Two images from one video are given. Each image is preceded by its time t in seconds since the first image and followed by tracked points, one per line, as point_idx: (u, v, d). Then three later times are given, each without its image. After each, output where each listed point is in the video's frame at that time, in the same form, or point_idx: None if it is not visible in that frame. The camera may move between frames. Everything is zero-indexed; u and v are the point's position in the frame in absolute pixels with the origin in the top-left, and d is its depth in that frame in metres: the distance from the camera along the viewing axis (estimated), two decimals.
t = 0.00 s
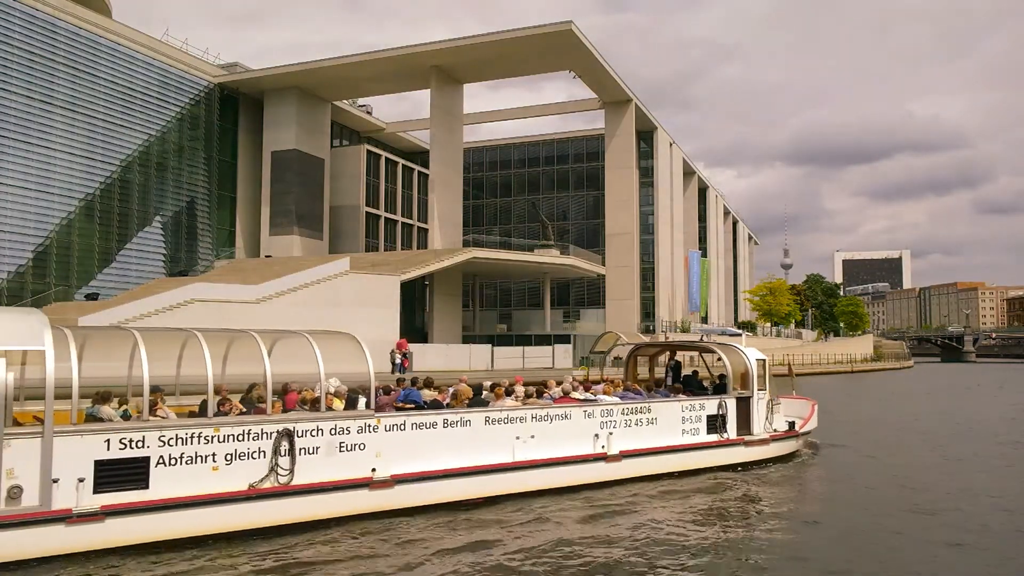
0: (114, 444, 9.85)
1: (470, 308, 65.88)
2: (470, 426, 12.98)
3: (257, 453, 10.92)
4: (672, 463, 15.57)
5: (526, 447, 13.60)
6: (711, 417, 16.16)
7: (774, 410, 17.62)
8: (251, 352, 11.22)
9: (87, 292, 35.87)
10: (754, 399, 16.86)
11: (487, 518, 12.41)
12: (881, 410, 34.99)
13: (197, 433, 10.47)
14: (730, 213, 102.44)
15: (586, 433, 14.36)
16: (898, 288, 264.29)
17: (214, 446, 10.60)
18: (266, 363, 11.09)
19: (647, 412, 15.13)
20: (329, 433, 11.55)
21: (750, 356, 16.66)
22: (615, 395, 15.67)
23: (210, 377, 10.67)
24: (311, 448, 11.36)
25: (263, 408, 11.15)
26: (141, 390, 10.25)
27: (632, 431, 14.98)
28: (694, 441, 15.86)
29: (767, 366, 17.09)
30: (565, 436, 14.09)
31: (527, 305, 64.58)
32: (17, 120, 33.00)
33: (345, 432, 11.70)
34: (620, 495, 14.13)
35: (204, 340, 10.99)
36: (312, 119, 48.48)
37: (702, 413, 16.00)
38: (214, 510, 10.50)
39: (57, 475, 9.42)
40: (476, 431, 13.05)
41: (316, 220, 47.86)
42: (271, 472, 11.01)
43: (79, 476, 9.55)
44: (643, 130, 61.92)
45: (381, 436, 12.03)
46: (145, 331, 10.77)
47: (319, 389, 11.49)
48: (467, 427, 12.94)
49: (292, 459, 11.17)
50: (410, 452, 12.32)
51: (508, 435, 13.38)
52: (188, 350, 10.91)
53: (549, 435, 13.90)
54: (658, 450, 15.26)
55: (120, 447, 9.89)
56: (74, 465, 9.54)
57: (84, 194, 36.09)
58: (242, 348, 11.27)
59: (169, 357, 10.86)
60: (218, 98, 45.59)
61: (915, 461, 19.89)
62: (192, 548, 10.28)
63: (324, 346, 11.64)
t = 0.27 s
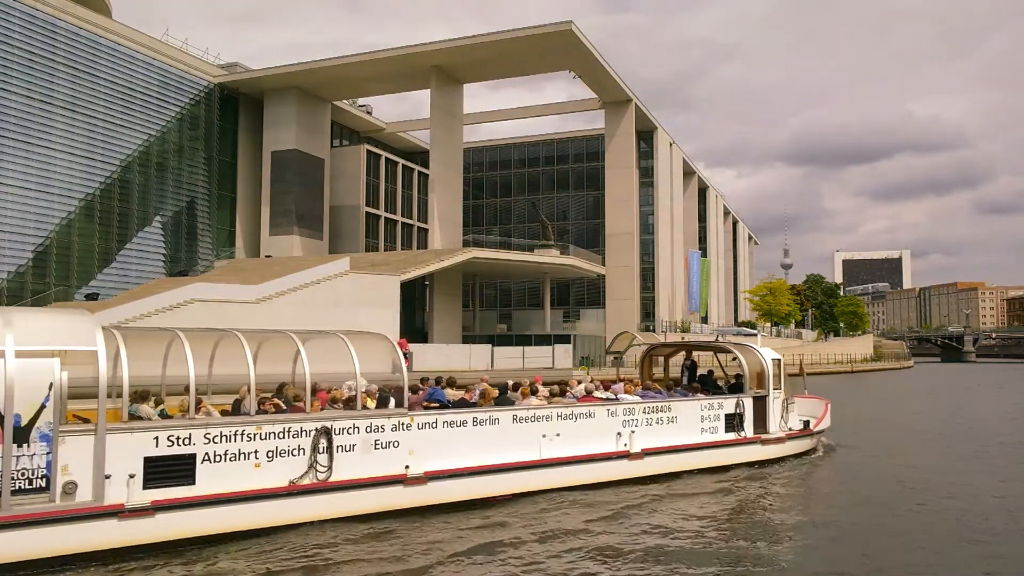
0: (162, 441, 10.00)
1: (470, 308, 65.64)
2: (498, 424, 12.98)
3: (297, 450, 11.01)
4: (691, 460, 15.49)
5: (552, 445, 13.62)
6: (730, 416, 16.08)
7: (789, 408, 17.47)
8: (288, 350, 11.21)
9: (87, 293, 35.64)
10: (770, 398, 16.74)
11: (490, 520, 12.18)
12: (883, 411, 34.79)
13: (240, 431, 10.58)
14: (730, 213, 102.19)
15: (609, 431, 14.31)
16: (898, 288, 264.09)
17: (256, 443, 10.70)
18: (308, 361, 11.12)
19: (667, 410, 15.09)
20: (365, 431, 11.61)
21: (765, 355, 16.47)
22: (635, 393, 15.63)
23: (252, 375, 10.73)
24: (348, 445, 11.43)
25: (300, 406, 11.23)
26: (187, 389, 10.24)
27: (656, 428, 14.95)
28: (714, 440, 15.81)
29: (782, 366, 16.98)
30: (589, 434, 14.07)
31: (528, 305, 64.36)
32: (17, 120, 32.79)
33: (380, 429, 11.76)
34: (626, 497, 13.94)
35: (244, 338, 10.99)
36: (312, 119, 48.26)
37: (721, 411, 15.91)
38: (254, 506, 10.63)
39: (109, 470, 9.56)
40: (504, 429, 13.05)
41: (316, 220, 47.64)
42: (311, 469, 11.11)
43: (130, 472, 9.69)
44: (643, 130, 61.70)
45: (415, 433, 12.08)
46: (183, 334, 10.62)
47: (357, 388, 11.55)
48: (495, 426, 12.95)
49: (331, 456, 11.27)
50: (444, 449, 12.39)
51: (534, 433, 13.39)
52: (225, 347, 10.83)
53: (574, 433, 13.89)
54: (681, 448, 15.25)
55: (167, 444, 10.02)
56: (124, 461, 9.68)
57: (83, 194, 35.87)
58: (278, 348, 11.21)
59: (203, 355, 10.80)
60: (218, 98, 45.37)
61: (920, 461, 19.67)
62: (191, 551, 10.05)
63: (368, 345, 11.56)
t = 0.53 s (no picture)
0: (207, 438, 10.53)
1: (469, 308, 65.71)
2: (525, 423, 13.44)
3: (335, 448, 11.55)
4: (711, 459, 15.74)
5: (578, 443, 14.02)
6: (746, 414, 16.27)
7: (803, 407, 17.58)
8: (324, 349, 11.63)
9: (87, 293, 35.75)
10: (785, 397, 16.89)
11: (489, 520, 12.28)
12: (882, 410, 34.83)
13: (283, 429, 11.12)
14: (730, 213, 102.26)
15: (631, 429, 14.68)
16: (898, 288, 264.30)
17: (296, 441, 11.24)
18: (342, 360, 11.58)
19: (687, 409, 15.38)
20: (399, 429, 12.14)
21: (781, 355, 16.63)
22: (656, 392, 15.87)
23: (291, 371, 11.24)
24: (383, 443, 11.96)
25: (334, 404, 11.72)
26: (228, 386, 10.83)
27: (677, 425, 15.29)
28: (731, 438, 16.03)
29: (795, 365, 17.12)
30: (612, 432, 14.44)
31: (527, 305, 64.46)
32: (17, 120, 32.90)
33: (413, 428, 12.30)
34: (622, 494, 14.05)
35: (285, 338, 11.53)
36: (312, 119, 48.37)
37: (738, 410, 16.13)
38: (294, 501, 11.16)
39: (158, 467, 10.09)
40: (531, 428, 13.51)
41: (316, 220, 47.76)
42: (348, 466, 11.65)
43: (177, 469, 10.25)
44: (643, 130, 61.77)
45: (446, 431, 12.61)
46: (223, 334, 11.12)
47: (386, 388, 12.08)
48: (523, 424, 13.41)
49: (367, 454, 11.79)
50: (474, 446, 12.89)
51: (560, 431, 13.82)
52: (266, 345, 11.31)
53: (598, 431, 14.28)
54: (701, 446, 15.55)
55: (212, 441, 10.56)
56: (171, 459, 10.22)
57: (84, 194, 35.99)
58: (309, 346, 11.61)
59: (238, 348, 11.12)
60: (218, 98, 45.48)
61: (919, 460, 19.74)
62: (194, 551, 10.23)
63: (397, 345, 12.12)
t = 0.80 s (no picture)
0: (250, 436, 10.65)
1: (469, 308, 65.37)
2: (551, 421, 13.42)
3: (371, 445, 11.62)
4: (731, 455, 15.55)
5: (602, 442, 13.96)
6: (763, 413, 16.04)
7: (817, 406, 17.27)
8: (362, 348, 11.70)
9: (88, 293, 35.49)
10: (800, 396, 16.62)
11: (493, 522, 11.99)
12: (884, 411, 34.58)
13: (321, 426, 11.22)
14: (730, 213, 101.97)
15: (653, 427, 14.58)
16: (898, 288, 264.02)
17: (334, 439, 11.32)
18: (377, 359, 11.73)
19: (706, 408, 15.23)
20: (432, 427, 12.21)
21: (796, 355, 16.37)
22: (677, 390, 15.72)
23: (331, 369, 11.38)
24: (417, 441, 12.04)
25: (369, 402, 11.77)
26: (273, 384, 10.92)
27: (698, 424, 15.14)
28: (748, 436, 15.84)
29: (810, 365, 16.82)
30: (635, 430, 14.37)
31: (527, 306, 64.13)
32: (17, 120, 32.63)
33: (446, 425, 12.36)
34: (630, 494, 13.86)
35: (321, 338, 11.58)
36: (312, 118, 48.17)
37: (755, 408, 15.90)
38: (332, 496, 11.26)
39: (205, 463, 10.23)
40: (557, 426, 13.50)
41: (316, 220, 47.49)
42: (383, 463, 11.72)
43: (222, 465, 10.36)
44: (643, 130, 61.42)
45: (477, 429, 12.66)
46: (268, 333, 11.32)
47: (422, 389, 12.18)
48: (548, 423, 13.39)
49: (401, 451, 11.87)
50: (505, 444, 12.94)
51: (585, 430, 13.78)
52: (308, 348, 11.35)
53: (621, 430, 14.19)
54: (723, 443, 15.40)
55: (255, 438, 10.68)
56: (218, 456, 10.35)
57: (84, 194, 35.71)
58: (340, 345, 11.63)
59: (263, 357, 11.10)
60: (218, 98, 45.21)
61: (926, 460, 19.44)
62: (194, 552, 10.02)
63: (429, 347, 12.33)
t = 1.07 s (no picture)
0: (291, 434, 10.79)
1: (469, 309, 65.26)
2: (575, 419, 13.40)
3: (405, 444, 11.71)
4: (748, 453, 15.48)
5: (626, 440, 13.96)
6: (779, 412, 15.97)
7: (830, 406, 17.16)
8: (397, 348, 11.75)
9: (88, 293, 35.45)
10: (815, 395, 16.53)
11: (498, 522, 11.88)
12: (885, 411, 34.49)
13: (358, 425, 11.32)
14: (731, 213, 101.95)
15: (673, 426, 14.56)
16: (898, 288, 263.98)
17: (370, 436, 11.42)
18: (410, 357, 11.80)
19: (725, 407, 15.19)
20: (463, 426, 12.28)
21: (811, 355, 16.30)
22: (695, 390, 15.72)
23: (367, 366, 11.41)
24: (448, 439, 12.13)
25: (403, 399, 11.81)
26: (312, 384, 11.08)
27: (715, 422, 15.08)
28: (765, 435, 15.76)
29: (825, 364, 16.74)
30: (657, 429, 14.35)
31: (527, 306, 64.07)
32: (17, 120, 32.60)
33: (475, 424, 12.42)
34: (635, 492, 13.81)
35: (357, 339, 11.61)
36: (312, 118, 48.13)
37: (772, 407, 15.85)
38: (369, 493, 11.38)
39: (248, 460, 10.40)
40: (581, 425, 13.49)
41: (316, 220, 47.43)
42: (417, 460, 11.82)
43: (265, 462, 10.53)
44: (643, 130, 61.31)
45: (506, 427, 12.71)
46: (305, 332, 11.37)
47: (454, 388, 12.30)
48: (573, 421, 13.38)
49: (434, 449, 11.97)
50: (534, 442, 12.99)
51: (609, 428, 13.77)
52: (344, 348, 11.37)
53: (644, 429, 14.18)
54: (741, 441, 15.34)
55: (294, 436, 10.81)
56: (261, 452, 10.52)
57: (84, 194, 35.67)
58: (365, 344, 11.63)
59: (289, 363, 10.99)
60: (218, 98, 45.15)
61: (929, 458, 19.33)
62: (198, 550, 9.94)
63: (461, 346, 12.46)
